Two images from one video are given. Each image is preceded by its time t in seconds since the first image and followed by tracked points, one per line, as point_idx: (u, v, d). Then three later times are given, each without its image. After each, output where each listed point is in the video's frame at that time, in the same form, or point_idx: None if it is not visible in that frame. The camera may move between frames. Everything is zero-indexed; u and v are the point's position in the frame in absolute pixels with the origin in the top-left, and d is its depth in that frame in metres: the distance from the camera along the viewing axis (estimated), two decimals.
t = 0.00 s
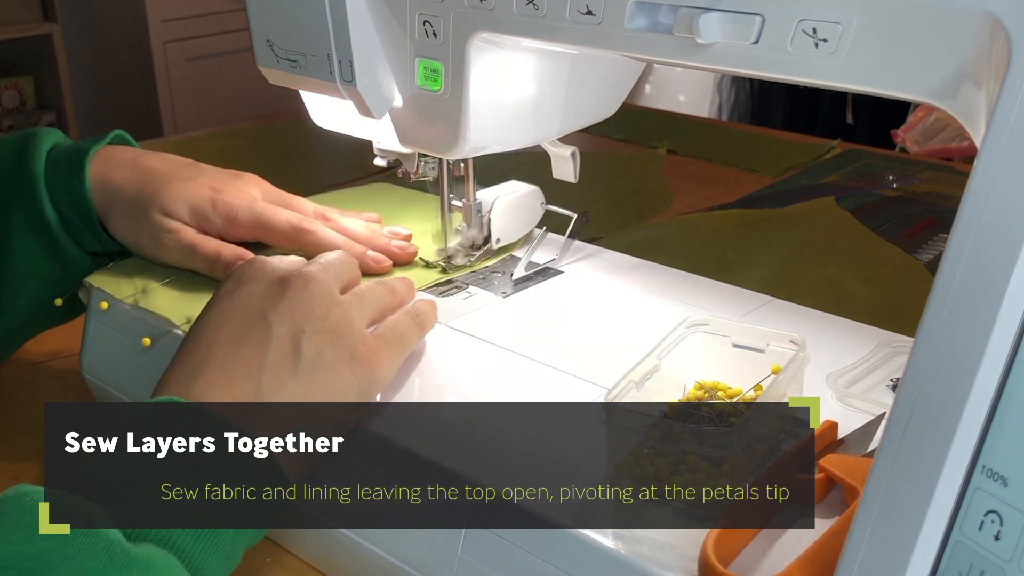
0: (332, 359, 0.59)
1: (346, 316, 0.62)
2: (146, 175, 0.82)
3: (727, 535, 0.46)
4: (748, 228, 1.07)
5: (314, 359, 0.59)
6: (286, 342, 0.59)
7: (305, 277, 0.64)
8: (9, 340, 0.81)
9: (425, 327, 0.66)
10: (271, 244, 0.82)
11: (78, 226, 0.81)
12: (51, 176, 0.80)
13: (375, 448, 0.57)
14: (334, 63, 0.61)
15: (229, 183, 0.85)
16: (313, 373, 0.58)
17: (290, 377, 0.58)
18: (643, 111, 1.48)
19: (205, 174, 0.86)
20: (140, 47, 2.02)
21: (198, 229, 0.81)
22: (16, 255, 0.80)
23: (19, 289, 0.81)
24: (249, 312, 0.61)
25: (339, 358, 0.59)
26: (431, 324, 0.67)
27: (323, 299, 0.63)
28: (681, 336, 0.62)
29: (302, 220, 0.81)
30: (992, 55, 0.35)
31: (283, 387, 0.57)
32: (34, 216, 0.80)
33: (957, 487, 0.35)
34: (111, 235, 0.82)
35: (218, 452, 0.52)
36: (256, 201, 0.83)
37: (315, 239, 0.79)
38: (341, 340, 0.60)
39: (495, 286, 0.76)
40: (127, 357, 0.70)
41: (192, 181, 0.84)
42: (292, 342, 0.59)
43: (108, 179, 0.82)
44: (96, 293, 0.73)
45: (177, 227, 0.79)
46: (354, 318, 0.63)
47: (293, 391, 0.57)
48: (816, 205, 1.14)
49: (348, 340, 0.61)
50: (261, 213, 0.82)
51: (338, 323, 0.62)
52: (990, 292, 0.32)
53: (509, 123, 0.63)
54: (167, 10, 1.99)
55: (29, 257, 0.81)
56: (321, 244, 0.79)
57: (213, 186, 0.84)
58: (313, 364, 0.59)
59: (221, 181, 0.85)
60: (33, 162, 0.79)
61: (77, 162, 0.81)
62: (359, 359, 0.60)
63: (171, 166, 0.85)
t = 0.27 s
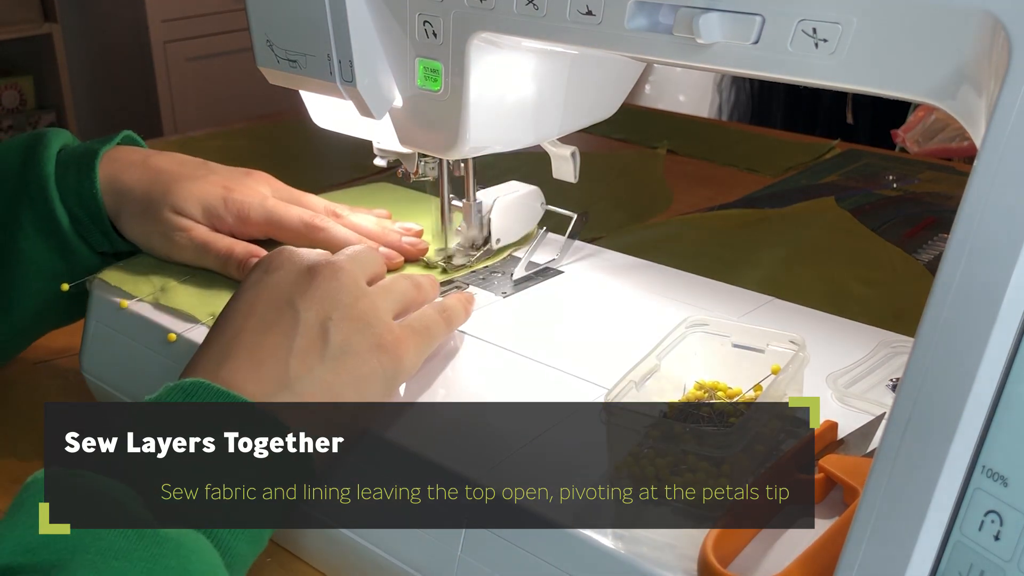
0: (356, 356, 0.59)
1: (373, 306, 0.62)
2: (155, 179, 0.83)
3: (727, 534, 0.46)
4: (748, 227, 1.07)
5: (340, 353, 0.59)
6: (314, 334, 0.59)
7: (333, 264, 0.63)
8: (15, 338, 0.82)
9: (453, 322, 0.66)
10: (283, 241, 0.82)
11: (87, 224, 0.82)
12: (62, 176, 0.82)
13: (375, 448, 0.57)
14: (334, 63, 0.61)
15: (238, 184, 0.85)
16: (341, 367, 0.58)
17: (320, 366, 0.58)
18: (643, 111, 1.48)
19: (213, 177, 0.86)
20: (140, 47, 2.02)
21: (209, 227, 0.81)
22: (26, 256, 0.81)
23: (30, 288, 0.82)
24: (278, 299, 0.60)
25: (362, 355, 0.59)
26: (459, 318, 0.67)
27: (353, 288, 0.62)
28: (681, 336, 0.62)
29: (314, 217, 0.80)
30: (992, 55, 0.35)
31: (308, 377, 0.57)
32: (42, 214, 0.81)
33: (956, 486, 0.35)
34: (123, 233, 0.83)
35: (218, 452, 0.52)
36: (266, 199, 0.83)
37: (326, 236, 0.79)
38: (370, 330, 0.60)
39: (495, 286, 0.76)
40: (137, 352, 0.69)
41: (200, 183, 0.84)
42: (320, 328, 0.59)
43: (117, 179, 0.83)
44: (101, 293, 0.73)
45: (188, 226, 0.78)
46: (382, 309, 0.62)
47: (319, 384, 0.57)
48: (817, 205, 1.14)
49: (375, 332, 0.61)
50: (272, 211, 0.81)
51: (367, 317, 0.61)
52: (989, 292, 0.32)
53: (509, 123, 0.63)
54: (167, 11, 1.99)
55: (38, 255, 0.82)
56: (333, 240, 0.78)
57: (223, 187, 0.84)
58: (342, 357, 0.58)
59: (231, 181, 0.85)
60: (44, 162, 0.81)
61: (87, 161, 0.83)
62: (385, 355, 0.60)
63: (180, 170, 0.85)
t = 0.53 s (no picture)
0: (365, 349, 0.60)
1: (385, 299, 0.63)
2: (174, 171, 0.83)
3: (727, 534, 0.46)
4: (748, 227, 1.07)
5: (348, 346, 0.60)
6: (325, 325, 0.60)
7: (346, 259, 0.64)
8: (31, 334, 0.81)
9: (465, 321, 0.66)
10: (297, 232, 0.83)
11: (108, 221, 0.83)
12: (83, 171, 0.83)
13: (375, 448, 0.57)
14: (334, 63, 0.61)
15: (255, 172, 0.85)
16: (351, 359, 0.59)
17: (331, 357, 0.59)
18: (644, 111, 1.48)
19: (231, 165, 0.86)
20: (140, 47, 2.02)
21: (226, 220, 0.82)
22: (45, 249, 0.81)
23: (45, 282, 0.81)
24: (290, 291, 0.61)
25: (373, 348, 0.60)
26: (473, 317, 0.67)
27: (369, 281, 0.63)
28: (682, 337, 0.62)
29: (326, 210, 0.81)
30: (992, 56, 0.35)
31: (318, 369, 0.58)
32: (65, 210, 0.81)
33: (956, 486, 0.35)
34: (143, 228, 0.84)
35: (218, 452, 0.53)
36: (281, 190, 0.84)
37: (338, 228, 0.80)
38: (381, 322, 0.61)
39: (495, 286, 0.76)
40: (141, 351, 0.69)
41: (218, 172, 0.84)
42: (332, 320, 0.60)
43: (137, 174, 0.83)
44: (102, 293, 0.73)
45: (204, 219, 0.79)
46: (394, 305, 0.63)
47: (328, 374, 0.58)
48: (816, 205, 1.14)
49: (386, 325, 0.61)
50: (286, 203, 0.82)
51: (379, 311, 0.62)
52: (990, 292, 0.32)
53: (508, 123, 0.63)
54: (167, 11, 1.99)
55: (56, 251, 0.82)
56: (344, 233, 0.79)
57: (239, 176, 0.84)
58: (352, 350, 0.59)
59: (248, 170, 0.86)
60: (65, 157, 0.82)
61: (109, 157, 0.84)
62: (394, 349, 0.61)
63: (200, 161, 0.86)
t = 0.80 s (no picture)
0: (381, 344, 0.60)
1: (396, 297, 0.63)
2: (201, 169, 0.87)
3: (727, 534, 0.46)
4: (748, 228, 1.07)
5: (364, 340, 0.60)
6: (340, 322, 0.60)
7: (393, 269, 0.65)
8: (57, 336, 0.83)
9: (477, 319, 0.66)
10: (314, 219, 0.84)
11: (139, 222, 0.85)
12: (118, 174, 0.85)
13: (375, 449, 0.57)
14: (334, 63, 0.61)
15: (281, 161, 0.87)
16: (365, 353, 0.59)
17: (344, 354, 0.59)
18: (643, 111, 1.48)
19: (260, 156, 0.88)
20: (140, 47, 2.02)
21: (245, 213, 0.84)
22: (73, 247, 0.82)
23: (74, 283, 0.83)
24: (346, 300, 0.62)
25: (388, 343, 0.60)
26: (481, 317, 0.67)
27: (378, 281, 0.63)
28: (682, 338, 0.62)
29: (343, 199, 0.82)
30: (992, 56, 0.35)
31: (334, 364, 0.58)
32: (98, 210, 0.84)
33: (956, 487, 0.35)
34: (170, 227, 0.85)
35: (218, 451, 0.54)
36: (303, 176, 0.85)
37: (352, 219, 0.82)
38: (428, 329, 0.62)
39: (495, 286, 0.76)
40: (140, 352, 0.69)
41: (245, 164, 0.87)
42: (386, 329, 0.61)
43: (167, 177, 0.86)
44: (101, 292, 0.72)
45: (203, 212, 0.80)
46: (407, 301, 0.63)
47: (343, 368, 0.58)
48: (815, 205, 1.14)
49: (397, 323, 0.61)
50: (306, 190, 0.83)
51: (389, 307, 0.62)
52: (990, 291, 0.32)
53: (508, 123, 0.63)
54: (166, 11, 1.99)
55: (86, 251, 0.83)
56: (357, 225, 0.81)
57: (264, 165, 0.86)
58: (365, 345, 0.59)
59: (273, 158, 0.87)
60: (99, 158, 0.84)
61: (143, 161, 0.86)
62: (409, 344, 0.61)
63: (230, 157, 0.88)
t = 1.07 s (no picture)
0: (381, 344, 0.60)
1: (396, 297, 0.63)
2: (204, 169, 0.87)
3: (727, 534, 0.46)
4: (748, 228, 1.07)
5: (363, 340, 0.60)
6: (341, 321, 0.60)
7: (394, 269, 0.65)
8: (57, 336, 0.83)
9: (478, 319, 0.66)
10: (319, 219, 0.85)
11: (142, 221, 0.84)
12: (121, 174, 0.85)
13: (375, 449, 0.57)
14: (334, 63, 0.61)
15: (284, 160, 0.87)
16: (365, 353, 0.59)
17: (346, 353, 0.59)
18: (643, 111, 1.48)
19: (262, 156, 0.88)
20: (140, 47, 2.02)
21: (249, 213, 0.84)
22: (76, 247, 0.83)
23: (76, 283, 0.83)
24: (346, 300, 0.62)
25: (387, 343, 0.60)
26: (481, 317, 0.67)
27: (378, 281, 0.63)
28: (682, 338, 0.62)
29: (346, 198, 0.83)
30: (992, 56, 0.35)
31: (334, 364, 0.58)
32: (102, 210, 0.84)
33: (956, 487, 0.35)
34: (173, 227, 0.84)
35: (218, 451, 0.54)
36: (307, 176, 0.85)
37: (354, 219, 0.82)
38: (429, 329, 0.62)
39: (495, 286, 0.76)
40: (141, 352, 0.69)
41: (247, 164, 0.87)
42: (387, 329, 0.61)
43: (170, 177, 0.86)
44: (101, 292, 0.72)
45: (207, 211, 0.80)
46: (406, 301, 0.63)
47: (343, 367, 0.58)
48: (816, 205, 1.14)
49: (397, 323, 0.61)
50: (309, 190, 0.83)
51: (390, 307, 0.62)
52: (990, 291, 0.32)
53: (508, 123, 0.63)
54: (166, 10, 1.99)
55: (89, 251, 0.83)
56: (361, 225, 0.81)
57: (268, 164, 0.86)
58: (365, 344, 0.59)
59: (276, 157, 0.87)
60: (103, 158, 0.84)
61: (146, 161, 0.87)
62: (409, 344, 0.61)
63: (232, 157, 0.88)
